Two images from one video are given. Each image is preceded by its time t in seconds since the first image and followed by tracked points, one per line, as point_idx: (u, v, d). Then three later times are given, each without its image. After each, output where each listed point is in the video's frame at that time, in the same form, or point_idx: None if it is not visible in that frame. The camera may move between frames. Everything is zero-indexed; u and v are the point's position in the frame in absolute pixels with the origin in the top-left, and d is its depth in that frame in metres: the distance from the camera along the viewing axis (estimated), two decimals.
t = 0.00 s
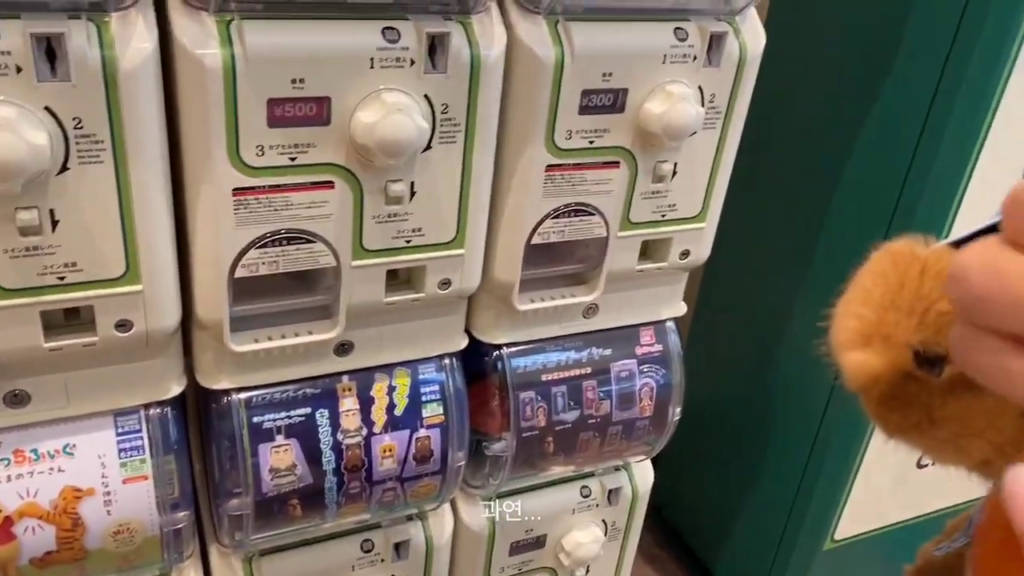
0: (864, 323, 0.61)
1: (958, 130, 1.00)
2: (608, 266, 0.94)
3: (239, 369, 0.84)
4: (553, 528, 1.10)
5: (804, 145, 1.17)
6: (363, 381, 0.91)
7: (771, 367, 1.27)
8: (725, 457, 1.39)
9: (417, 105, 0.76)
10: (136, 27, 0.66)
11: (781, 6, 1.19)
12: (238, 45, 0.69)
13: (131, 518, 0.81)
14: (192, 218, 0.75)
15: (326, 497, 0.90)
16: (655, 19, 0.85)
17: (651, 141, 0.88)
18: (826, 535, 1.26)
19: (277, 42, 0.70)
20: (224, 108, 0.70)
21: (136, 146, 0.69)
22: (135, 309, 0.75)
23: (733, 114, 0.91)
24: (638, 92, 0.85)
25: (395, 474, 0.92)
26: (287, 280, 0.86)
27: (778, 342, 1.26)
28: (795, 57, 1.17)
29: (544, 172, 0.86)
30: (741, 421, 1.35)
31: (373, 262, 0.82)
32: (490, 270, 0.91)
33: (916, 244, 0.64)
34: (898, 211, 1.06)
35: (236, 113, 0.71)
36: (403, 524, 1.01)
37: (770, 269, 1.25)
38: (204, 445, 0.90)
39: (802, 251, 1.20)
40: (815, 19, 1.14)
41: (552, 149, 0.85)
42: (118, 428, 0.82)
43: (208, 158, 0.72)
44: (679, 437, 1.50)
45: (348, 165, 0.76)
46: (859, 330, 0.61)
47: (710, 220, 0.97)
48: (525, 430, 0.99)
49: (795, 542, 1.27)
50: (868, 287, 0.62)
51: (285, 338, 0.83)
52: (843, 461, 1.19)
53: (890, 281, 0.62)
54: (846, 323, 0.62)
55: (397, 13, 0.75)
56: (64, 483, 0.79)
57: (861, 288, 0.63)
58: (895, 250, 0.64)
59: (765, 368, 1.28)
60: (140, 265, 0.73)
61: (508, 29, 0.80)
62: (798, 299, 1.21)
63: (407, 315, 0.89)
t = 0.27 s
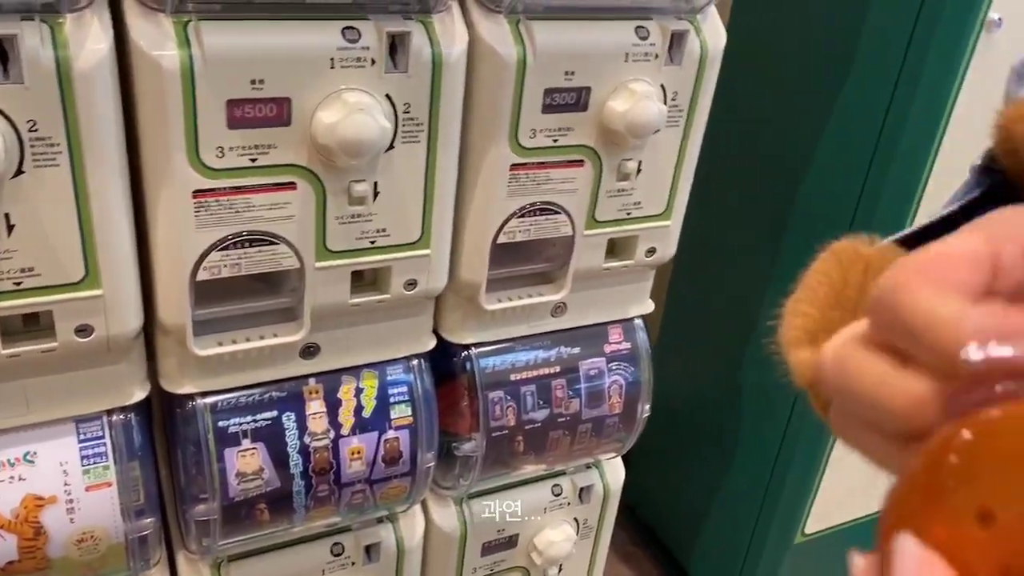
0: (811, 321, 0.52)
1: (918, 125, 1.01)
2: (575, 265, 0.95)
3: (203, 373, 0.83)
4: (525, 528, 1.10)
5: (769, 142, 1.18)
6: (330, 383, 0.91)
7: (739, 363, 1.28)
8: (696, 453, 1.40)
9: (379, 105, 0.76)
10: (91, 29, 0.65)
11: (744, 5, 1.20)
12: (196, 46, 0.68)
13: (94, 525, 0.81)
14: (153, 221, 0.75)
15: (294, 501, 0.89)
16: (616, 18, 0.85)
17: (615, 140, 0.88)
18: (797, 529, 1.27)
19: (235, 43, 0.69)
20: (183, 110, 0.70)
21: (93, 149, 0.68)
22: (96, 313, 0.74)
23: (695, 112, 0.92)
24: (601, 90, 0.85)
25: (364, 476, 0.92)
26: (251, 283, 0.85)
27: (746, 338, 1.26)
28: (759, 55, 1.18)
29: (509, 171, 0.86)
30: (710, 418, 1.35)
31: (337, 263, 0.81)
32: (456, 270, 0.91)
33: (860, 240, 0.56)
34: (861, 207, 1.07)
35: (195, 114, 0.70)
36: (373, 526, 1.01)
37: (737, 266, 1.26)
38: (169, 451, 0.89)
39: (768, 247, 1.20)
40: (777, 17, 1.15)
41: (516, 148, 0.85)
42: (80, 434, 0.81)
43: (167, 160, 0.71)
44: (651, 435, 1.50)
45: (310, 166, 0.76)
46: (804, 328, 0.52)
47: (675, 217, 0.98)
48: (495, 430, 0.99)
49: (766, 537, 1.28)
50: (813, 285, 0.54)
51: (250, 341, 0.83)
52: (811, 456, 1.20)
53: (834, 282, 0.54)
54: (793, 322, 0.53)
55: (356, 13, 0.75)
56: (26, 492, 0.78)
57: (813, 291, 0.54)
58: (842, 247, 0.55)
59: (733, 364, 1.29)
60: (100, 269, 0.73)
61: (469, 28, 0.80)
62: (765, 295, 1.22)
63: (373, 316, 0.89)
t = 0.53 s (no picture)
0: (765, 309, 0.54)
1: (889, 119, 1.02)
2: (551, 262, 0.95)
3: (180, 373, 0.83)
4: (504, 525, 1.11)
5: (743, 138, 1.19)
6: (308, 382, 0.91)
7: (716, 358, 1.29)
8: (675, 449, 1.41)
9: (353, 103, 0.76)
10: (61, 28, 0.65)
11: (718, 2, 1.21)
12: (168, 45, 0.68)
13: (71, 527, 0.80)
14: (127, 221, 0.74)
15: (272, 500, 0.89)
16: (589, 16, 0.85)
17: (589, 137, 0.89)
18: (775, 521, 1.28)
19: (207, 42, 0.69)
20: (156, 109, 0.69)
21: (65, 149, 0.68)
22: (70, 314, 0.74)
23: (669, 109, 0.93)
24: (574, 88, 0.86)
25: (342, 475, 0.92)
26: (227, 282, 0.85)
27: (722, 332, 1.27)
28: (733, 52, 1.19)
29: (484, 169, 0.86)
30: (688, 413, 1.36)
31: (313, 261, 0.82)
32: (433, 268, 0.91)
33: (820, 235, 0.56)
34: (834, 201, 1.08)
35: (168, 113, 0.70)
36: (353, 525, 1.01)
37: (712, 261, 1.27)
38: (146, 452, 0.89)
39: (743, 242, 1.21)
40: (750, 15, 1.16)
41: (491, 146, 0.85)
42: (55, 436, 0.80)
43: (140, 160, 0.71)
44: (630, 432, 1.51)
45: (284, 165, 0.76)
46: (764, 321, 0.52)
47: (650, 214, 0.98)
48: (474, 427, 0.99)
49: (745, 530, 1.29)
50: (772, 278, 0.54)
51: (226, 341, 0.83)
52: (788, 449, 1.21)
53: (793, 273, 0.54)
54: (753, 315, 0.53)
55: (329, 12, 0.75)
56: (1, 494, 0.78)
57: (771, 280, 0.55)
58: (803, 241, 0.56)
59: (710, 359, 1.30)
60: (73, 270, 0.72)
61: (442, 27, 0.80)
62: (740, 289, 1.23)
63: (350, 314, 0.89)
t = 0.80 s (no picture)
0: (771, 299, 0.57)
1: (881, 115, 1.02)
2: (545, 259, 0.95)
3: (174, 372, 0.83)
4: (499, 522, 1.11)
5: (736, 135, 1.19)
6: (302, 380, 0.91)
7: (709, 355, 1.29)
8: (667, 446, 1.41)
9: (348, 101, 0.76)
10: (56, 25, 0.65)
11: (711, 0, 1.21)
12: (163, 42, 0.68)
13: (65, 525, 0.80)
14: (121, 219, 0.74)
15: (267, 498, 0.89)
16: (583, 15, 0.86)
17: (583, 136, 0.89)
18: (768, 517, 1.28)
19: (202, 39, 0.69)
20: (151, 107, 0.69)
21: (60, 146, 0.68)
22: (64, 312, 0.74)
23: (662, 108, 0.93)
24: (568, 86, 0.86)
25: (337, 473, 0.92)
26: (222, 280, 0.85)
27: (716, 328, 1.27)
28: (725, 51, 1.19)
29: (478, 167, 0.86)
30: (681, 410, 1.37)
31: (308, 259, 0.82)
32: (427, 266, 0.92)
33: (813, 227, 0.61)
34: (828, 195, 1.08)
35: (162, 111, 0.70)
36: (347, 523, 1.01)
37: (705, 258, 1.27)
38: (141, 450, 0.89)
39: (736, 239, 1.22)
40: (743, 13, 1.16)
41: (485, 144, 0.85)
42: (49, 434, 0.80)
43: (135, 158, 0.71)
44: (623, 429, 1.51)
45: (279, 162, 0.76)
46: (761, 305, 0.58)
47: (643, 212, 0.99)
48: (468, 424, 1.00)
49: (738, 527, 1.30)
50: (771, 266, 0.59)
51: (221, 338, 0.83)
52: (781, 445, 1.21)
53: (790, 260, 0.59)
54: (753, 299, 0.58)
55: (324, 10, 0.75)
56: None
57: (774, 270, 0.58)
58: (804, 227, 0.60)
59: (703, 356, 1.30)
60: (68, 267, 0.72)
61: (437, 25, 0.81)
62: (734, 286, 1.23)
63: (345, 312, 0.89)
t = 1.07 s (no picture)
0: (779, 299, 0.56)
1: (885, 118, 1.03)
2: (550, 261, 0.96)
3: (183, 371, 0.84)
4: (502, 523, 1.12)
5: (740, 138, 1.20)
6: (310, 381, 0.91)
7: (711, 356, 1.30)
8: (669, 447, 1.42)
9: (357, 104, 0.77)
10: (70, 29, 0.66)
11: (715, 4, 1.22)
12: (175, 45, 0.69)
13: (74, 524, 0.81)
14: (132, 220, 0.75)
15: (274, 497, 0.90)
16: (589, 20, 0.87)
17: (588, 139, 0.90)
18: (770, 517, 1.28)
19: (214, 43, 0.70)
20: (163, 109, 0.70)
21: (73, 148, 0.68)
22: (76, 312, 0.75)
23: (667, 112, 0.94)
24: (574, 90, 0.87)
25: (343, 472, 0.93)
26: (231, 281, 0.86)
27: (719, 329, 1.28)
28: (729, 54, 1.20)
29: (485, 169, 0.87)
30: (683, 411, 1.37)
31: (316, 261, 0.82)
32: (434, 267, 0.92)
33: (828, 228, 0.61)
34: (831, 195, 1.09)
35: (174, 114, 0.71)
36: (352, 523, 1.02)
37: (709, 260, 1.28)
38: (149, 449, 0.90)
39: (740, 241, 1.22)
40: (747, 17, 1.17)
41: (492, 147, 0.86)
42: (59, 433, 0.81)
43: (147, 160, 0.72)
44: (625, 431, 1.52)
45: (289, 164, 0.77)
46: (772, 304, 0.57)
47: (648, 215, 1.00)
48: (473, 425, 1.00)
49: (739, 529, 1.30)
50: (782, 266, 0.59)
51: (229, 338, 0.83)
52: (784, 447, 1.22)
53: (803, 261, 0.59)
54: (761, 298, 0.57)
55: (334, 14, 0.76)
56: (5, 491, 0.78)
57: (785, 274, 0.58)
58: (812, 232, 0.61)
59: (705, 357, 1.31)
60: (80, 268, 0.73)
61: (445, 28, 0.81)
62: (737, 287, 1.24)
63: (352, 313, 0.90)
